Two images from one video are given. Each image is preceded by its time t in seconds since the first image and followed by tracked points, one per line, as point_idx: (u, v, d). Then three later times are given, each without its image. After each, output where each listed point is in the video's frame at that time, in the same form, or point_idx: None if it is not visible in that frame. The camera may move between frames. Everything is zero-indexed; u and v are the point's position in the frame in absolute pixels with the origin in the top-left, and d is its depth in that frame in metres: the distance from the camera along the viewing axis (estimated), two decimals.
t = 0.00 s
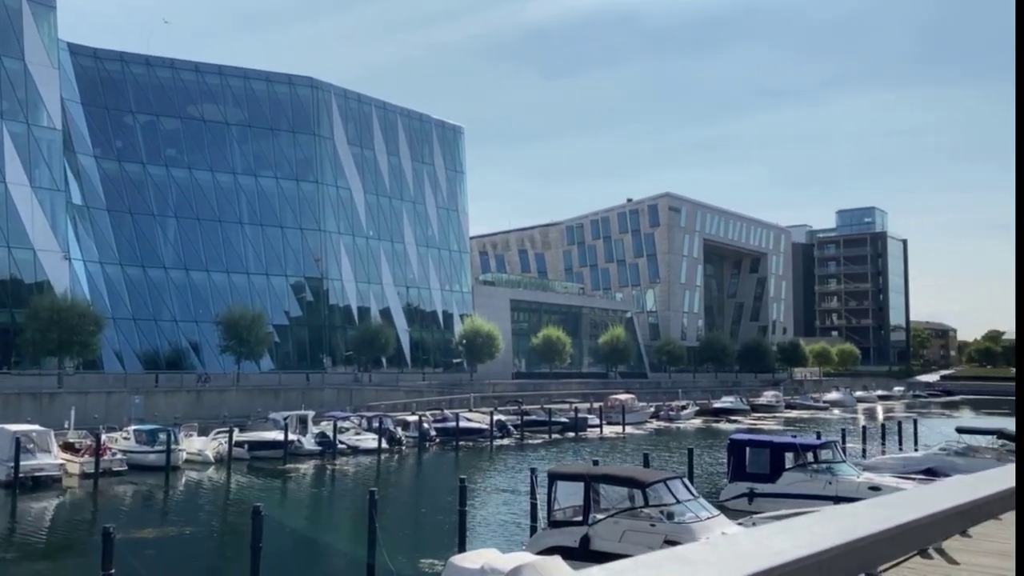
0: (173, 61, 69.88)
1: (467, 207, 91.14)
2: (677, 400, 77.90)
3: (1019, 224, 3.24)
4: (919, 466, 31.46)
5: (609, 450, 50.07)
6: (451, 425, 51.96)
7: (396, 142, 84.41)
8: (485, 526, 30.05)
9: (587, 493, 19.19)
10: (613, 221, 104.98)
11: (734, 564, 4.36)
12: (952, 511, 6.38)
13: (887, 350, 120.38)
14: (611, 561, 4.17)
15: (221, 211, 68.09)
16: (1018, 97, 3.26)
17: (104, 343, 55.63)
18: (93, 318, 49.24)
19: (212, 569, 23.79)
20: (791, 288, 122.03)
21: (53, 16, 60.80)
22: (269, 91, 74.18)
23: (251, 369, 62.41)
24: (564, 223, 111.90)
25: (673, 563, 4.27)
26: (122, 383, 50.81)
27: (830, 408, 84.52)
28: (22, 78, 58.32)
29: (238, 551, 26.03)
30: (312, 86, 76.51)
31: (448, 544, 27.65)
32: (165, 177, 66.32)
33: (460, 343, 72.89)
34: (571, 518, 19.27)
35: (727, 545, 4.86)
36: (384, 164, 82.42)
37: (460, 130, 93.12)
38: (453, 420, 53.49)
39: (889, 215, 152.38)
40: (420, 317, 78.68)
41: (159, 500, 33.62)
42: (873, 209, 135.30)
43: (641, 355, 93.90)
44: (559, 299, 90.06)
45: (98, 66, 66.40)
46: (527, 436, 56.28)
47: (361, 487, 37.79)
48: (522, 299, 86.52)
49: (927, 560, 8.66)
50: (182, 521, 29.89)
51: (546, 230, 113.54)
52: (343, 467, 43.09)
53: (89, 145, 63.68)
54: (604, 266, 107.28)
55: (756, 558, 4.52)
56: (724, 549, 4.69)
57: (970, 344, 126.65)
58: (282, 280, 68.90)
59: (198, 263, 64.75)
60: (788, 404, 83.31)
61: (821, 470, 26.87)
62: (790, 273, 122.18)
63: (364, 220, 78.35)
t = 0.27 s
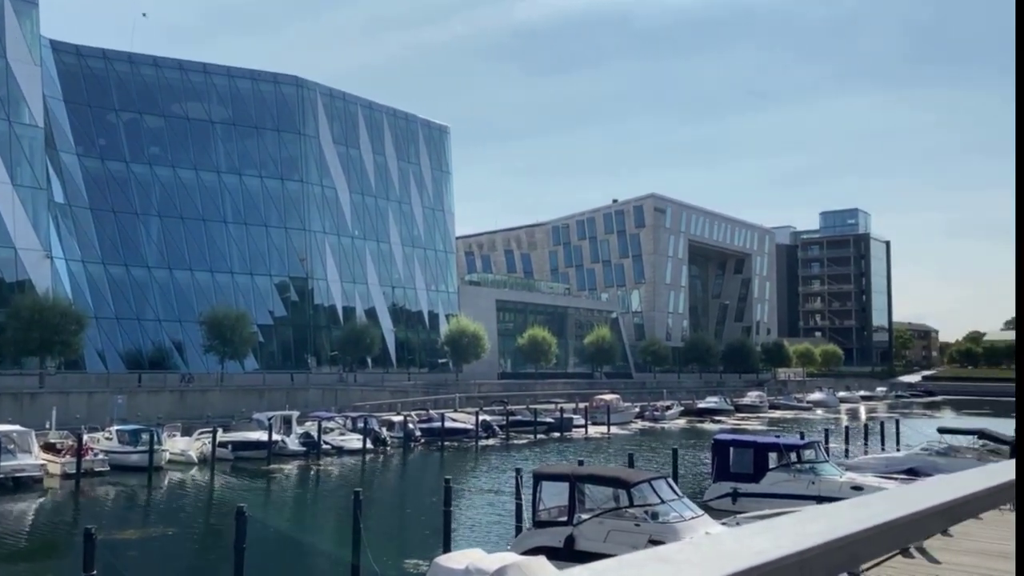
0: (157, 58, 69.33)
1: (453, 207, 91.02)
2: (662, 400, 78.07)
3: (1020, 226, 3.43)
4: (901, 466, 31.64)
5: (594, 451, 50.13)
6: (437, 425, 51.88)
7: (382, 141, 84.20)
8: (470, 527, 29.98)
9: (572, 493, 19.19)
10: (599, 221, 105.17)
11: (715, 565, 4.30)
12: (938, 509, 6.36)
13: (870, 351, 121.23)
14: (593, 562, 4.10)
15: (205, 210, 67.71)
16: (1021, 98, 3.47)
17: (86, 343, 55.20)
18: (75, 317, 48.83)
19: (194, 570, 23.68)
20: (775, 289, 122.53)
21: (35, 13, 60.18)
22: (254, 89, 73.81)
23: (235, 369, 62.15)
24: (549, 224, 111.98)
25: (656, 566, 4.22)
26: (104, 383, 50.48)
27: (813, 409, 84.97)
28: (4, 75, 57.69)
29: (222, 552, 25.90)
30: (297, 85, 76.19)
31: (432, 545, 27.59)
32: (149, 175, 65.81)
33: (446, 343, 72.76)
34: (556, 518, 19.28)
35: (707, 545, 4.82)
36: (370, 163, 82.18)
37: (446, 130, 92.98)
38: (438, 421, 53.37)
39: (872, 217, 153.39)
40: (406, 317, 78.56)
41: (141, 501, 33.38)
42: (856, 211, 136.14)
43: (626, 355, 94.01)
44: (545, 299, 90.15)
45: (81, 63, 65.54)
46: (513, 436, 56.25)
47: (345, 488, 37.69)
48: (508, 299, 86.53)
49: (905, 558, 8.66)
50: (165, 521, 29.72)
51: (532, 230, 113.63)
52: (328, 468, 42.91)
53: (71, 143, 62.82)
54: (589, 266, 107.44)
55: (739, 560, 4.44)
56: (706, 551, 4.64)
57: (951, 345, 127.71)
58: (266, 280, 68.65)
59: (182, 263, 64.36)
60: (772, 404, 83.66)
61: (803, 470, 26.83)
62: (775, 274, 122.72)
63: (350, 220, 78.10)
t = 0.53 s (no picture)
0: (142, 56, 68.74)
1: (440, 206, 90.84)
2: (648, 400, 78.25)
3: (1018, 222, 3.38)
4: (885, 465, 31.74)
5: (580, 450, 50.14)
6: (423, 425, 51.67)
7: (369, 140, 83.95)
8: (455, 527, 29.90)
9: (558, 493, 19.17)
10: (586, 222, 105.28)
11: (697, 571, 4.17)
12: (951, 498, 5.85)
13: (854, 351, 121.91)
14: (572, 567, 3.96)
15: (190, 209, 67.29)
16: (1019, 98, 3.40)
17: (69, 342, 54.81)
18: (59, 316, 48.48)
19: (178, 570, 23.53)
20: (761, 290, 123.02)
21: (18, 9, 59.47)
22: (240, 87, 73.38)
23: (220, 369, 61.93)
24: (537, 224, 112.05)
25: (674, 538, 3.62)
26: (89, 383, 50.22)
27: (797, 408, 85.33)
28: None
29: (206, 552, 25.75)
30: (283, 83, 75.79)
31: (418, 544, 27.51)
32: (134, 174, 65.27)
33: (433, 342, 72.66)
34: (542, 518, 19.23)
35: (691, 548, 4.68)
36: (356, 162, 81.92)
37: (433, 130, 92.80)
38: (425, 420, 53.25)
39: (857, 217, 154.13)
40: (392, 317, 78.49)
41: (125, 501, 33.16)
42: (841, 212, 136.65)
43: (613, 355, 94.14)
44: (532, 299, 90.25)
45: (65, 60, 64.69)
46: (499, 436, 56.18)
47: (331, 488, 37.56)
48: (495, 299, 86.55)
49: (885, 556, 8.31)
50: (148, 521, 29.53)
51: (519, 230, 113.69)
52: (313, 468, 42.73)
53: (54, 141, 61.80)
54: (577, 267, 107.59)
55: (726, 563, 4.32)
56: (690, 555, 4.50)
57: (934, 345, 128.44)
58: (252, 279, 68.40)
59: (166, 262, 63.97)
60: (757, 404, 83.96)
61: (788, 470, 26.88)
62: (760, 275, 123.20)
63: (336, 219, 77.83)
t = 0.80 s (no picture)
0: (129, 53, 68.22)
1: (427, 205, 90.66)
2: (635, 399, 78.38)
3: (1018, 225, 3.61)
4: (869, 463, 32.03)
5: (567, 449, 50.24)
6: (410, 424, 51.60)
7: (356, 139, 83.73)
8: (442, 526, 29.86)
9: (545, 492, 19.18)
10: (574, 222, 105.34)
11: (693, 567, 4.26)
12: (935, 495, 5.91)
13: (839, 351, 122.55)
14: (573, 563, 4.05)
15: (176, 207, 66.93)
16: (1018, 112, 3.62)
17: (54, 341, 54.38)
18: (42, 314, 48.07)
19: (162, 570, 23.42)
20: (747, 290, 123.46)
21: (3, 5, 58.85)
22: (227, 85, 73.03)
23: (206, 368, 61.68)
24: (525, 223, 112.11)
25: (661, 535, 3.63)
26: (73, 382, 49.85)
27: (783, 408, 85.71)
28: None
29: (192, 552, 25.62)
30: (271, 81, 75.49)
31: (404, 544, 27.45)
32: (119, 171, 64.83)
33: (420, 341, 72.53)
34: (529, 517, 19.25)
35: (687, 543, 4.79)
36: (343, 161, 81.69)
37: (421, 128, 92.62)
38: (412, 420, 53.18)
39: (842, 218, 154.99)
40: (379, 316, 78.35)
41: (110, 500, 32.93)
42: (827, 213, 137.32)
43: (600, 354, 94.20)
44: (520, 298, 90.27)
45: (50, 56, 64.01)
46: (487, 435, 56.17)
47: (318, 487, 37.49)
48: (483, 298, 86.52)
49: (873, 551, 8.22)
50: (134, 521, 29.34)
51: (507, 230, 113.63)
52: (300, 467, 42.61)
53: (39, 138, 61.23)
54: (564, 266, 107.62)
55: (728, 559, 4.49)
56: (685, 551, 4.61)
57: (919, 345, 129.33)
58: (238, 278, 68.18)
59: (152, 260, 63.63)
60: (743, 404, 84.21)
61: (774, 469, 27.17)
62: (746, 275, 123.65)
63: (323, 217, 77.59)
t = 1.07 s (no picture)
0: (115, 50, 67.69)
1: (416, 204, 90.50)
2: (623, 398, 78.61)
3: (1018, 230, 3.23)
4: (855, 462, 32.14)
5: (554, 448, 50.27)
6: (398, 423, 51.61)
7: (344, 137, 83.51)
8: (430, 525, 29.84)
9: (533, 490, 19.23)
10: (562, 220, 105.41)
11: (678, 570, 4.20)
12: (920, 493, 5.93)
13: (825, 350, 123.18)
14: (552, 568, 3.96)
15: (163, 205, 66.60)
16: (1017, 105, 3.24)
17: (39, 339, 54.08)
18: (27, 312, 47.74)
19: (147, 570, 23.27)
20: (734, 289, 123.89)
21: None
22: (213, 82, 72.68)
23: (193, 366, 61.54)
24: (513, 222, 112.14)
25: (648, 532, 3.64)
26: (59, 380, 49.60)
27: (770, 406, 86.05)
28: None
29: (178, 551, 25.53)
30: (258, 78, 75.12)
31: (392, 543, 27.41)
32: (105, 169, 64.33)
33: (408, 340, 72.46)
34: (517, 515, 19.27)
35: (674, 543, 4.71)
36: (331, 159, 81.47)
37: (410, 126, 92.45)
38: (400, 418, 53.11)
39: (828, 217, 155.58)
40: (368, 315, 78.30)
41: (96, 500, 32.78)
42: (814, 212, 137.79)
43: (588, 353, 94.36)
44: (508, 297, 90.38)
45: (35, 52, 63.31)
46: (474, 434, 56.18)
47: (305, 486, 37.38)
48: (471, 296, 86.56)
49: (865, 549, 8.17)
50: (119, 521, 29.13)
51: (495, 228, 113.66)
52: (287, 466, 42.49)
53: (24, 135, 60.53)
54: (552, 265, 107.70)
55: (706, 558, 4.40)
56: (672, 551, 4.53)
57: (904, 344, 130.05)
58: (225, 276, 67.99)
59: (138, 258, 63.29)
60: (730, 402, 84.48)
61: (760, 467, 27.41)
62: (734, 274, 124.05)
63: (311, 215, 77.36)
